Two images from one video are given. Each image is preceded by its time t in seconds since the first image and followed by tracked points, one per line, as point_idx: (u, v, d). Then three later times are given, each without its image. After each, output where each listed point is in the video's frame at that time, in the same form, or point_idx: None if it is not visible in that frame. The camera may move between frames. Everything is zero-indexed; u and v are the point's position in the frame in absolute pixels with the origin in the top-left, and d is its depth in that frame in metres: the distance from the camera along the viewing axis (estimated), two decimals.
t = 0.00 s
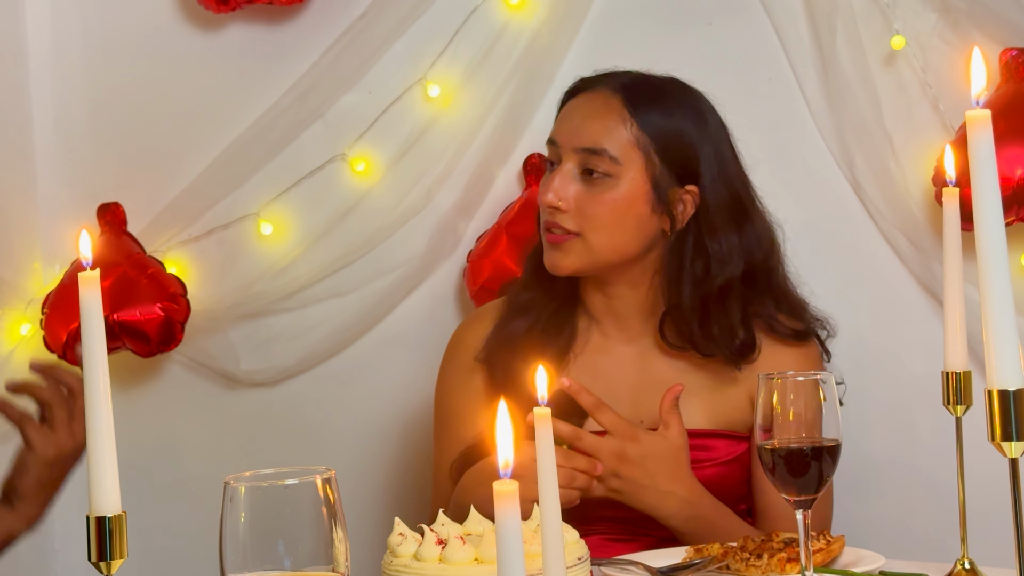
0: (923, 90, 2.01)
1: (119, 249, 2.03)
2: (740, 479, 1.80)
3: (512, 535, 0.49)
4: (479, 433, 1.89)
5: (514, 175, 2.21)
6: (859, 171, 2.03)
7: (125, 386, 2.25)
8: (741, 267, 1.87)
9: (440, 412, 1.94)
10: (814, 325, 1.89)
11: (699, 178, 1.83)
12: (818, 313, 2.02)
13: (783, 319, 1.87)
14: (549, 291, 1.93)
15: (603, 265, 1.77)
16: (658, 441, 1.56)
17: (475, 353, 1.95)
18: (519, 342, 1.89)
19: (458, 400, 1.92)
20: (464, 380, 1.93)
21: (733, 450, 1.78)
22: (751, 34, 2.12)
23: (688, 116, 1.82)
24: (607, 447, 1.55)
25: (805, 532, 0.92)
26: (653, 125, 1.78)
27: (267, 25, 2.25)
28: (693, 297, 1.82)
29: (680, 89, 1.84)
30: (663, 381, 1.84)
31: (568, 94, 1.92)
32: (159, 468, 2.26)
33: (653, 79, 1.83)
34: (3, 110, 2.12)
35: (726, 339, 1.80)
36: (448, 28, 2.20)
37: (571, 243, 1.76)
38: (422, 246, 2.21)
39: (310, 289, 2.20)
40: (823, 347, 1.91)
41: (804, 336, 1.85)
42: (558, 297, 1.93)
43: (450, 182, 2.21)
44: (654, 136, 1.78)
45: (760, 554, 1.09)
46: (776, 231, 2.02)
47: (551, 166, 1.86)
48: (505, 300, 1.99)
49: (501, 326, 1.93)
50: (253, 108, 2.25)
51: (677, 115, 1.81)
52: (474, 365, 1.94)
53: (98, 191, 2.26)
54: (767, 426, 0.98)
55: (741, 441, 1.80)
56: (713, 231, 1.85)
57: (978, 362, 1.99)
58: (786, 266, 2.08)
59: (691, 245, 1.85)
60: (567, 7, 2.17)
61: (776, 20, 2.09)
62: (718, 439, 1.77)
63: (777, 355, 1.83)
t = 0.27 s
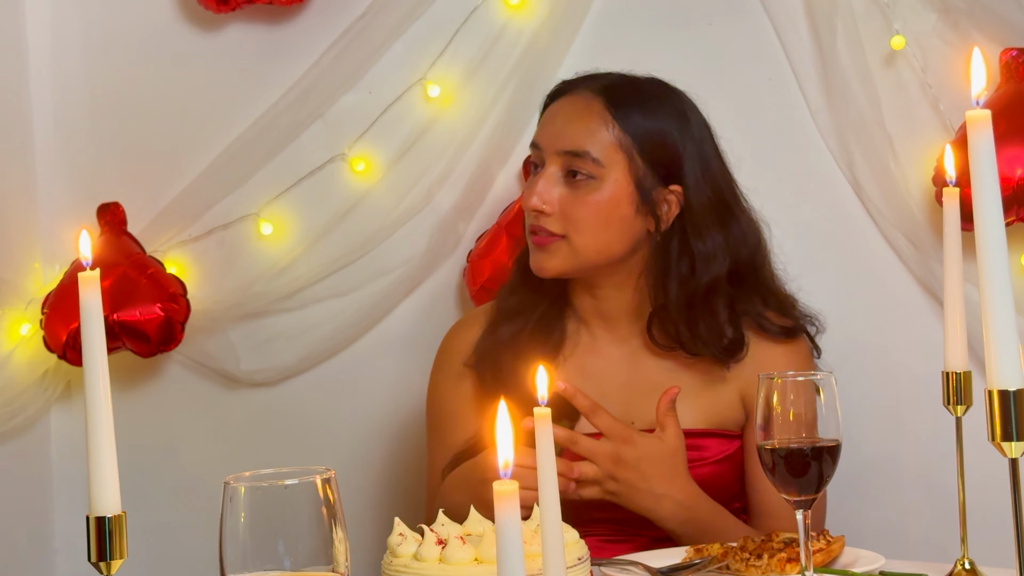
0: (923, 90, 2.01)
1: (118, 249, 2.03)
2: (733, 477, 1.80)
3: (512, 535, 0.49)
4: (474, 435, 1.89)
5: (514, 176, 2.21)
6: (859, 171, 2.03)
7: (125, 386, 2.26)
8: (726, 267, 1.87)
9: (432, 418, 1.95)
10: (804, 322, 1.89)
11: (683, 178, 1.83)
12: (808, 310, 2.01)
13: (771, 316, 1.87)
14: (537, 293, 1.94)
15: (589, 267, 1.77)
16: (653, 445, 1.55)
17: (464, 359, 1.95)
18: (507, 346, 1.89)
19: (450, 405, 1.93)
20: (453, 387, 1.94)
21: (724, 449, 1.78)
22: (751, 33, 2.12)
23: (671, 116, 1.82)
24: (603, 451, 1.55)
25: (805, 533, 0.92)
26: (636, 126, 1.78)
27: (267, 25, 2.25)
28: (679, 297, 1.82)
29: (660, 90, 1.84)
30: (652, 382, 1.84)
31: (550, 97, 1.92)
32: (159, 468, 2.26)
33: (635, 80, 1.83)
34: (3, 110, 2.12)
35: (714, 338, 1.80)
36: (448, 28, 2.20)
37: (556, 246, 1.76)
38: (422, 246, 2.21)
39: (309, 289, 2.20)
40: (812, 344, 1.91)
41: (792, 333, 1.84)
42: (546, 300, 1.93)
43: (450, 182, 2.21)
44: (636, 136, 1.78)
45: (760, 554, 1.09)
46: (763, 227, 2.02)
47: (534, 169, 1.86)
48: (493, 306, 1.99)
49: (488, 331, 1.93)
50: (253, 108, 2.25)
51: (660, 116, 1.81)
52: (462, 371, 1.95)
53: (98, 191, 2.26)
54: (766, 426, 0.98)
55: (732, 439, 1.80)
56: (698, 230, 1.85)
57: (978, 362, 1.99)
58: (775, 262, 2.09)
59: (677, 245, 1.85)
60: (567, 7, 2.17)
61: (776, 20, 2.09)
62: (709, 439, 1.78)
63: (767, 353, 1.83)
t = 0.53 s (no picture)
0: (923, 90, 2.01)
1: (118, 249, 2.03)
2: (728, 475, 1.80)
3: (512, 536, 0.49)
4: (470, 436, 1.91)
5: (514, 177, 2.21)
6: (859, 171, 2.03)
7: (125, 385, 2.26)
8: (714, 265, 1.87)
9: (424, 425, 1.97)
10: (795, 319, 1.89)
11: (670, 177, 1.83)
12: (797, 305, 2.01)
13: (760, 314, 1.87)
14: (526, 296, 1.94)
15: (578, 268, 1.77)
16: (649, 446, 1.56)
17: (453, 364, 1.97)
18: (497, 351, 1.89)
19: (441, 409, 1.95)
20: (443, 393, 1.96)
21: (717, 447, 1.78)
22: (751, 33, 2.13)
23: (656, 117, 1.82)
24: (598, 453, 1.55)
25: (805, 533, 0.92)
26: (621, 126, 1.79)
27: (267, 25, 2.25)
28: (668, 297, 1.83)
29: (645, 90, 1.84)
30: (643, 382, 1.83)
31: (535, 101, 1.92)
32: (160, 468, 2.26)
33: (619, 82, 1.84)
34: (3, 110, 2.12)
35: (703, 338, 1.80)
36: (448, 28, 2.20)
37: (545, 248, 1.76)
38: (421, 246, 2.21)
39: (309, 289, 2.20)
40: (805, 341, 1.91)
41: (783, 330, 1.84)
42: (535, 300, 1.94)
43: (450, 182, 2.21)
44: (622, 137, 1.78)
45: (760, 554, 1.09)
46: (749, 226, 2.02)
47: (520, 173, 1.86)
48: (482, 309, 2.00)
49: (477, 337, 1.94)
50: (252, 107, 2.25)
51: (645, 116, 1.81)
52: (452, 376, 1.96)
53: (98, 191, 2.26)
54: (766, 425, 0.98)
55: (725, 437, 1.79)
56: (686, 228, 1.85)
57: (978, 362, 1.99)
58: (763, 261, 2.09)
59: (665, 245, 1.85)
60: (567, 7, 2.17)
61: (776, 20, 2.09)
62: (700, 437, 1.77)
63: (758, 351, 1.83)
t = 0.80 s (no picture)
0: (923, 90, 2.01)
1: (118, 249, 2.02)
2: (727, 475, 1.80)
3: (512, 536, 0.49)
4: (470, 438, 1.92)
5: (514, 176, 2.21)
6: (859, 170, 2.03)
7: (125, 385, 2.26)
8: (709, 249, 1.86)
9: (423, 430, 1.97)
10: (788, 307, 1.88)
11: (658, 162, 1.83)
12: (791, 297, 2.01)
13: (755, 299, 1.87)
14: (525, 299, 1.94)
15: (582, 265, 1.77)
16: (650, 441, 1.56)
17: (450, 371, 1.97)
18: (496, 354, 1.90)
19: (440, 414, 1.95)
20: (441, 399, 1.96)
21: (716, 448, 1.78)
22: (751, 33, 2.13)
23: (639, 107, 1.83)
24: (603, 447, 1.55)
25: (805, 533, 0.92)
26: (606, 118, 1.79)
27: (267, 25, 2.25)
28: (664, 284, 1.83)
29: (625, 82, 1.84)
30: (642, 382, 1.84)
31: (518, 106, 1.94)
32: (159, 468, 2.26)
33: (599, 77, 1.84)
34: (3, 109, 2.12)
35: (702, 325, 1.80)
36: (448, 28, 2.20)
37: (547, 249, 1.76)
38: (422, 246, 2.21)
39: (309, 289, 2.20)
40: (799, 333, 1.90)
41: (775, 317, 1.84)
42: (535, 302, 1.93)
43: (450, 182, 2.20)
44: (608, 127, 1.79)
45: (760, 554, 1.09)
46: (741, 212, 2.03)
47: (513, 180, 1.87)
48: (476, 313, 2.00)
49: (473, 341, 1.94)
50: (253, 107, 2.25)
51: (628, 106, 1.82)
52: (449, 382, 1.97)
53: (98, 191, 2.26)
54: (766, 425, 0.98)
55: (724, 438, 1.79)
56: (679, 210, 1.84)
57: (978, 362, 1.99)
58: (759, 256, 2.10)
59: (660, 230, 1.84)
60: (567, 7, 2.17)
61: (776, 20, 2.09)
62: (700, 438, 1.77)
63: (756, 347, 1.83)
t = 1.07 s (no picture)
0: (923, 90, 2.01)
1: (118, 249, 2.02)
2: (730, 476, 1.80)
3: (512, 536, 0.49)
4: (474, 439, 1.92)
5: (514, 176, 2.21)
6: (859, 170, 2.03)
7: (125, 385, 2.26)
8: (708, 243, 1.86)
9: (426, 432, 1.97)
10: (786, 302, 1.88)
11: (661, 158, 1.83)
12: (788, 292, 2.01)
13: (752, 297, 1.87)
14: (527, 299, 1.93)
15: (584, 260, 1.78)
16: (659, 446, 1.55)
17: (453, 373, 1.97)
18: (497, 353, 1.90)
19: (443, 415, 1.95)
20: (444, 401, 1.96)
21: (719, 449, 1.78)
22: (751, 33, 2.12)
23: (641, 103, 1.83)
24: (613, 454, 1.54)
25: (805, 533, 0.92)
26: (609, 113, 1.79)
27: (267, 25, 2.25)
28: (662, 280, 1.83)
29: (627, 79, 1.84)
30: (644, 381, 1.84)
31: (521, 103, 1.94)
32: (159, 468, 2.26)
33: (600, 74, 1.84)
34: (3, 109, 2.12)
35: (700, 324, 1.80)
36: (448, 28, 2.20)
37: (549, 244, 1.77)
38: (422, 246, 2.21)
39: (309, 289, 2.20)
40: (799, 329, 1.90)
41: (772, 316, 1.84)
42: (536, 301, 1.93)
43: (450, 182, 2.20)
44: (612, 123, 1.79)
45: (760, 554, 1.09)
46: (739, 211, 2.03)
47: (516, 175, 1.87)
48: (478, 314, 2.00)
49: (475, 341, 1.94)
50: (252, 107, 2.25)
51: (631, 102, 1.82)
52: (452, 385, 1.96)
53: (98, 191, 2.26)
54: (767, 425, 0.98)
55: (727, 439, 1.80)
56: (679, 206, 1.84)
57: (978, 362, 1.99)
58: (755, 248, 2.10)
59: (661, 226, 1.84)
60: (567, 7, 2.17)
61: (776, 20, 2.09)
62: (703, 439, 1.77)
63: (757, 347, 1.83)
